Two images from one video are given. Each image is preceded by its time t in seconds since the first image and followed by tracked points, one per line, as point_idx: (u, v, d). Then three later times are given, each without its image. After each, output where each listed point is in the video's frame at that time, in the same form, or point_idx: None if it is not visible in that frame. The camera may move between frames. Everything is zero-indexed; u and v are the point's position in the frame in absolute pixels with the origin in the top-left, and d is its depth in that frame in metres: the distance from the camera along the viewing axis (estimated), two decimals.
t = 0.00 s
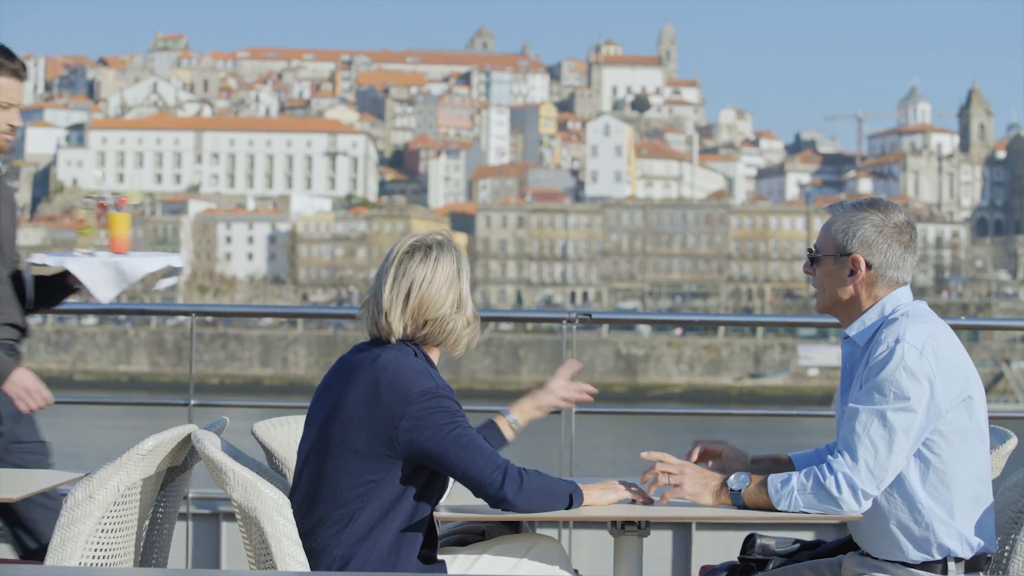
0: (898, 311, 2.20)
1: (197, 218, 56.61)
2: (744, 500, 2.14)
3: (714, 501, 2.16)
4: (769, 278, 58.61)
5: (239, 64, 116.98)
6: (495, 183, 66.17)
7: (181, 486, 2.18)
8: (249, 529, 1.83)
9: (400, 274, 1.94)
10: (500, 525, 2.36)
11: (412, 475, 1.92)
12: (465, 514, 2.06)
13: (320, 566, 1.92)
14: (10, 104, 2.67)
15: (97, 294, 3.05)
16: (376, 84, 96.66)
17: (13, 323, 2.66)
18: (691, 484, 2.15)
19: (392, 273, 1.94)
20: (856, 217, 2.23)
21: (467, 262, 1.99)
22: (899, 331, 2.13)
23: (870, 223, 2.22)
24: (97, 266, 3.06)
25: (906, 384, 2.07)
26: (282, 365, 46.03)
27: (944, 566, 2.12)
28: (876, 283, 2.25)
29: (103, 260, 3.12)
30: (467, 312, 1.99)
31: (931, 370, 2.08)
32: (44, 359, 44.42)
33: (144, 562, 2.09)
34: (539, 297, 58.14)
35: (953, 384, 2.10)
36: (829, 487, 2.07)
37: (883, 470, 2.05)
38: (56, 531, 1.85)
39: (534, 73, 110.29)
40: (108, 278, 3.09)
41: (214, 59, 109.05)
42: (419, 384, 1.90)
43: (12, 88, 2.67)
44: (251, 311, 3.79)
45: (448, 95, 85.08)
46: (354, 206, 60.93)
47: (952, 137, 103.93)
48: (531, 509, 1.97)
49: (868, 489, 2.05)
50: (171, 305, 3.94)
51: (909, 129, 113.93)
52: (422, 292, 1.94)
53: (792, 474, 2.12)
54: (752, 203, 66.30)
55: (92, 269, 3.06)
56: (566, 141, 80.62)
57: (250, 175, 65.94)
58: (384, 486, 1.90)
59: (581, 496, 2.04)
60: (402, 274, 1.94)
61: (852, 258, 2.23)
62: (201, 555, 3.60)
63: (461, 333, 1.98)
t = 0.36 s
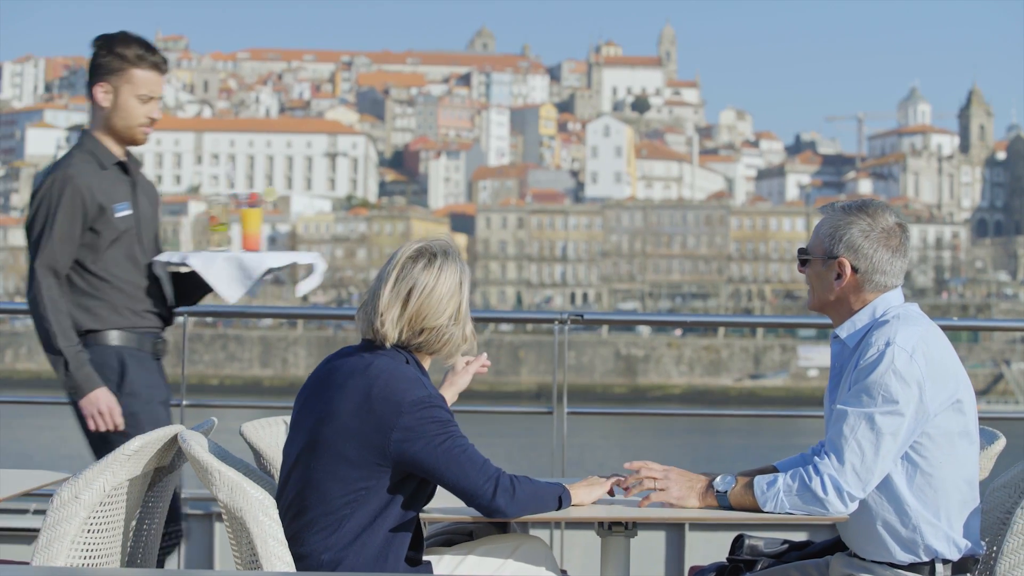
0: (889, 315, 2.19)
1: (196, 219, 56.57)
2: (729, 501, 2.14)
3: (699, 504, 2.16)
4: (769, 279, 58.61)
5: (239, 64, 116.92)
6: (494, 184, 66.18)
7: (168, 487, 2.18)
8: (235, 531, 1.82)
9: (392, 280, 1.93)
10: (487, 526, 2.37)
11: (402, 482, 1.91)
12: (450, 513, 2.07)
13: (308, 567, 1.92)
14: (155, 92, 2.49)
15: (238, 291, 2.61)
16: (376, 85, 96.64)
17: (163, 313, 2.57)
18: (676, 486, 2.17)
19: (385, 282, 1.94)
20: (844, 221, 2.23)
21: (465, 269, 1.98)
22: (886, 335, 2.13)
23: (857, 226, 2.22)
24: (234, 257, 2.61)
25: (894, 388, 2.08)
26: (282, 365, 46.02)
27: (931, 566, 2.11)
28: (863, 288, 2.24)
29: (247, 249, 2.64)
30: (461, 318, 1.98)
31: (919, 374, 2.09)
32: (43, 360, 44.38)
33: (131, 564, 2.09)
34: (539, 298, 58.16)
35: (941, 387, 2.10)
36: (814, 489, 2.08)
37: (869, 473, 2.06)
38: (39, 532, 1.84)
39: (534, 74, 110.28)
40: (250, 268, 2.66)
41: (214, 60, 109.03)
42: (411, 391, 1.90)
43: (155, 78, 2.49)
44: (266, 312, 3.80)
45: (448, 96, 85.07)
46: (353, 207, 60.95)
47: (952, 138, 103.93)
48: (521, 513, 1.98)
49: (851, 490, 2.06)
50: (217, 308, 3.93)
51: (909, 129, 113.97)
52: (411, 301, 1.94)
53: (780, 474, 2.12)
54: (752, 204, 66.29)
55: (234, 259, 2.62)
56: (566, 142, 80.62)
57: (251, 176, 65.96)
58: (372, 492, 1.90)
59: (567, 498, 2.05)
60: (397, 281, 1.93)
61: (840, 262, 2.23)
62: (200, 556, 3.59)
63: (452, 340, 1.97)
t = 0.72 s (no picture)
0: (881, 317, 2.19)
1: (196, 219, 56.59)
2: (716, 502, 2.16)
3: (686, 504, 2.18)
4: (768, 280, 58.63)
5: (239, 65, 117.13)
6: (494, 184, 66.25)
7: (158, 489, 2.18)
8: (225, 531, 1.82)
9: (380, 285, 1.94)
10: (476, 528, 2.36)
11: (382, 483, 1.91)
12: (440, 518, 2.08)
13: (293, 570, 1.92)
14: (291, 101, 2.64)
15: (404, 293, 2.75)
16: (376, 85, 96.73)
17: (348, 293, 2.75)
18: (665, 486, 2.18)
19: (380, 285, 1.93)
20: (839, 222, 2.23)
21: (460, 273, 1.99)
22: (879, 338, 2.12)
23: (852, 232, 2.21)
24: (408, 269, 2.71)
25: (886, 391, 2.07)
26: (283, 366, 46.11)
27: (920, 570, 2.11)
28: (857, 292, 2.24)
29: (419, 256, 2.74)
30: (451, 325, 1.98)
31: (916, 377, 2.09)
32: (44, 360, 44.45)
33: (118, 566, 2.09)
34: (539, 298, 58.23)
35: (933, 390, 2.10)
36: (801, 487, 2.10)
37: (857, 475, 2.06)
38: (32, 531, 1.84)
39: (534, 74, 110.40)
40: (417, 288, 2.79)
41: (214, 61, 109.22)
42: (394, 394, 1.90)
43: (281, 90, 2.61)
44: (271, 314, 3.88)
45: (448, 96, 85.18)
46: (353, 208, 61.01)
47: (952, 138, 104.00)
48: (507, 516, 1.98)
49: (840, 494, 2.06)
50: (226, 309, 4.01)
51: (909, 130, 114.00)
52: (410, 308, 1.94)
53: (767, 476, 2.15)
54: (753, 204, 66.30)
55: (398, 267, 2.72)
56: (566, 143, 80.68)
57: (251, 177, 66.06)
58: (356, 495, 1.90)
59: (558, 501, 2.07)
60: (397, 290, 1.93)
61: (832, 263, 2.23)
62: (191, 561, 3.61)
63: (442, 345, 1.97)
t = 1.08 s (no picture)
0: (882, 314, 2.19)
1: (196, 220, 56.51)
2: (706, 500, 2.17)
3: (677, 505, 2.19)
4: (768, 280, 58.56)
5: (239, 66, 117.00)
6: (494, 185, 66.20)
7: (149, 487, 2.19)
8: (211, 531, 1.84)
9: (368, 283, 1.94)
10: (464, 529, 2.36)
11: (368, 485, 1.92)
12: (427, 519, 2.11)
13: (280, 569, 1.93)
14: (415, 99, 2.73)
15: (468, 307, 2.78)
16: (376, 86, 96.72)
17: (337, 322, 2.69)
18: (656, 489, 2.18)
19: (369, 284, 1.93)
20: (842, 219, 2.23)
21: (446, 270, 1.98)
22: (879, 335, 2.12)
23: (853, 228, 2.21)
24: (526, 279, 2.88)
25: (885, 390, 2.07)
26: (282, 367, 45.93)
27: (905, 569, 2.13)
28: (856, 288, 2.24)
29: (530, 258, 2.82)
30: (440, 326, 1.98)
31: (911, 376, 2.09)
32: (43, 361, 44.31)
33: (110, 564, 2.11)
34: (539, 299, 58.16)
35: (931, 392, 2.10)
36: (794, 486, 2.10)
37: (847, 472, 2.07)
38: (15, 531, 1.88)
39: (535, 74, 110.25)
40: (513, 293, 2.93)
41: (214, 62, 109.10)
42: (378, 395, 1.90)
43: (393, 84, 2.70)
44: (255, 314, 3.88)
45: (448, 97, 85.13)
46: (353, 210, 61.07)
47: (952, 139, 103.85)
48: (492, 516, 1.99)
49: (830, 490, 2.07)
50: (207, 310, 4.04)
51: (909, 130, 113.79)
52: (411, 309, 1.94)
53: (758, 473, 2.15)
54: (753, 205, 66.21)
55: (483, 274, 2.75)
56: (566, 144, 80.70)
57: (251, 178, 66.02)
58: (342, 496, 1.91)
59: (546, 502, 2.07)
60: (398, 291, 1.93)
61: (833, 258, 2.23)
62: (169, 554, 3.58)
63: (431, 348, 1.97)
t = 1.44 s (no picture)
0: (887, 313, 2.18)
1: (195, 221, 56.49)
2: (706, 501, 2.17)
3: (677, 505, 2.19)
4: (768, 280, 58.52)
5: (239, 66, 117.00)
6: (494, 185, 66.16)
7: (140, 486, 2.21)
8: (201, 532, 1.85)
9: (351, 283, 1.96)
10: (454, 528, 2.38)
11: (357, 485, 1.95)
12: (418, 520, 2.12)
13: (267, 571, 1.95)
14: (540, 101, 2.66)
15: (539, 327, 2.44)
16: (376, 87, 96.71)
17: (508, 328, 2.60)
18: (654, 489, 2.20)
19: (350, 280, 1.96)
20: (839, 214, 2.23)
21: (434, 277, 2.00)
22: (881, 332, 2.12)
23: (853, 226, 2.21)
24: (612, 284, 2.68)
25: (886, 386, 2.07)
26: (282, 367, 45.87)
27: (898, 568, 2.12)
28: (856, 285, 2.24)
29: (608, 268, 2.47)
30: (419, 313, 2.02)
31: (914, 373, 2.08)
32: (43, 362, 44.21)
33: (100, 563, 2.12)
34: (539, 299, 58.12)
35: (933, 390, 2.10)
36: (798, 483, 2.10)
37: (849, 468, 2.06)
38: (4, 527, 1.89)
39: (534, 74, 110.23)
40: (615, 298, 2.47)
41: (214, 62, 109.13)
42: (366, 396, 1.92)
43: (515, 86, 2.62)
44: (241, 316, 3.90)
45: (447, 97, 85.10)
46: (352, 210, 61.05)
47: (952, 139, 103.86)
48: (480, 519, 2.01)
49: (832, 485, 2.07)
50: (197, 311, 4.06)
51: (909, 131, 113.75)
52: (389, 304, 1.96)
53: (760, 472, 2.16)
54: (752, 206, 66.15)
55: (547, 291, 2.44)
56: (566, 144, 80.65)
57: (251, 179, 65.99)
58: (332, 496, 1.92)
59: (536, 502, 2.08)
60: (391, 293, 1.96)
61: (831, 256, 2.23)
62: (148, 557, 3.58)
63: (408, 349, 2.01)
